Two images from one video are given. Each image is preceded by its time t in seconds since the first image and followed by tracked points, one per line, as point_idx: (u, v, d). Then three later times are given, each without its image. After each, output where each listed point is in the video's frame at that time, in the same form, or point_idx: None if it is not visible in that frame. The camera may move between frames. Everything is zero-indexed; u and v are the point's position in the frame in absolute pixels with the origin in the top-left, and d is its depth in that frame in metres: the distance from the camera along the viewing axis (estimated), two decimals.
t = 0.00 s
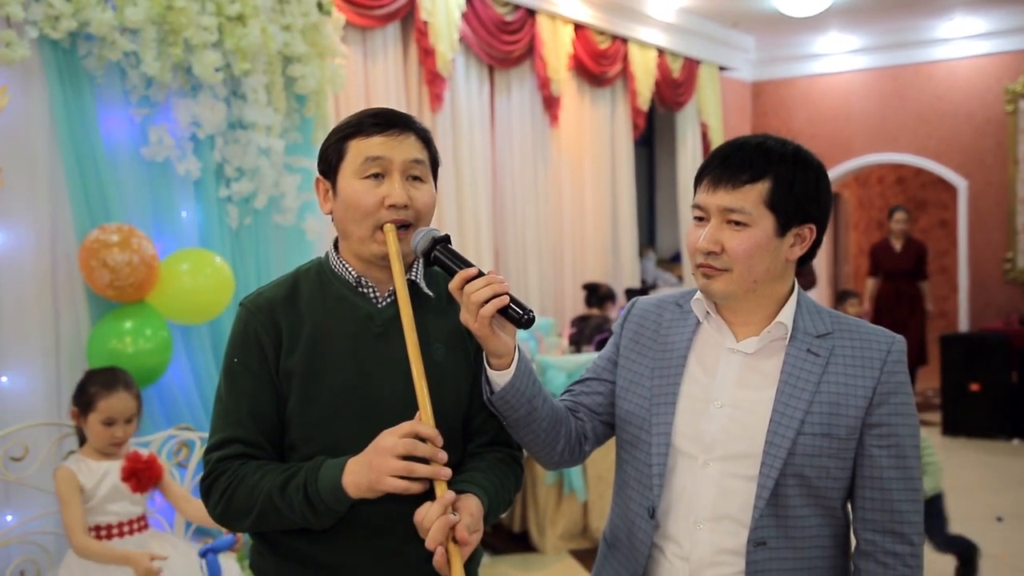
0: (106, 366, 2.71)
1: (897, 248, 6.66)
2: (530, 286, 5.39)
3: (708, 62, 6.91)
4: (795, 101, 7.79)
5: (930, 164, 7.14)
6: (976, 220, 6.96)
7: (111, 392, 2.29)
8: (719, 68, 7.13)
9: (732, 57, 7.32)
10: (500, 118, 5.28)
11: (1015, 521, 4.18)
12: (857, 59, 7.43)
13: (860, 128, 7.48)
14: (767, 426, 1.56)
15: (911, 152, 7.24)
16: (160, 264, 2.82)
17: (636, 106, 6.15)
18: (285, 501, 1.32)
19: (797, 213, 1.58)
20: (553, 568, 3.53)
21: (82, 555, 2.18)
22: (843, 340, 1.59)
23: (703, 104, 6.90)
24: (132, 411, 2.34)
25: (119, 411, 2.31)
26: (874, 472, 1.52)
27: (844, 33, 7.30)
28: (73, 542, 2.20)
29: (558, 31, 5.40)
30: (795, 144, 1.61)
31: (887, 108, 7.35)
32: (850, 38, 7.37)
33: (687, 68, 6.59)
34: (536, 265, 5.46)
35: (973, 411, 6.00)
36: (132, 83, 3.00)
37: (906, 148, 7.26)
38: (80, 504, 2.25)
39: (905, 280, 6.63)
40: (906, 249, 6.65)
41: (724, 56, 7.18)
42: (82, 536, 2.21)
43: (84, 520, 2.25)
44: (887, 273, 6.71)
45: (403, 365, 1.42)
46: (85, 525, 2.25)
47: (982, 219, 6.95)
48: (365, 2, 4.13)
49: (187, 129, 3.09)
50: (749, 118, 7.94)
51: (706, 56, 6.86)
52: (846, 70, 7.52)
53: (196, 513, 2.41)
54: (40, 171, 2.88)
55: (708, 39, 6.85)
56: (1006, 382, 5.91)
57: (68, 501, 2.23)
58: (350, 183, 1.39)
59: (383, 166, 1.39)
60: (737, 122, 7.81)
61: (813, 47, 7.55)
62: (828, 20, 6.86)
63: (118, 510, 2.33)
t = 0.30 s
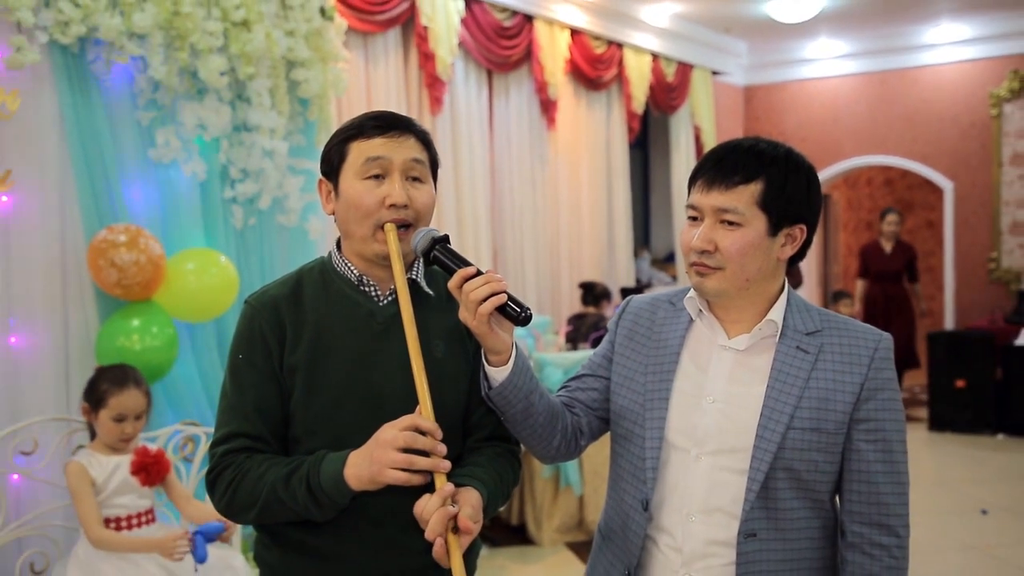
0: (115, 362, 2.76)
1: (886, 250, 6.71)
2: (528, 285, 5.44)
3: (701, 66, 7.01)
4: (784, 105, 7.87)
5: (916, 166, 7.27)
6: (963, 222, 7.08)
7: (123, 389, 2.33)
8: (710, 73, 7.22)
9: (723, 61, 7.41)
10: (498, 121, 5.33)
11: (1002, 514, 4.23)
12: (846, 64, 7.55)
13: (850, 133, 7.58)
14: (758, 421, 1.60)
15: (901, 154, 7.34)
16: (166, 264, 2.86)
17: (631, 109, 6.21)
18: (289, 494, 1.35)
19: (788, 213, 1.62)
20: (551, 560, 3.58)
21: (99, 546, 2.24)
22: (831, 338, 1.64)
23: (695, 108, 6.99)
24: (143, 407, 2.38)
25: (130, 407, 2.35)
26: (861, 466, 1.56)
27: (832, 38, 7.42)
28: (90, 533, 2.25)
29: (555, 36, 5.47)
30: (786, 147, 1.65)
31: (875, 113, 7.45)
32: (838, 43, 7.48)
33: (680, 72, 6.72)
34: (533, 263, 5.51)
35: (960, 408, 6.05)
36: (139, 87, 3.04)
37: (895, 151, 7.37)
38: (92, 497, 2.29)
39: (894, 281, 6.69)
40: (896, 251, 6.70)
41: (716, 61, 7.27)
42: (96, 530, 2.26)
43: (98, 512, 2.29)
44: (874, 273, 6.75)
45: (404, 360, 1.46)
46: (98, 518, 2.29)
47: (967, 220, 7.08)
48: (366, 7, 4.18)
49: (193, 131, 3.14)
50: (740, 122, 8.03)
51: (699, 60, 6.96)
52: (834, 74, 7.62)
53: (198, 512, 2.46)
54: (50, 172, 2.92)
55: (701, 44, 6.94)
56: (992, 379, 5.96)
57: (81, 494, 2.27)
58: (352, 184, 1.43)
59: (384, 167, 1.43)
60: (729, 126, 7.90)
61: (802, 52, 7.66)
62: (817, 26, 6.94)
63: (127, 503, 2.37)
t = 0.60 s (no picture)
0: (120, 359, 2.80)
1: (875, 249, 6.79)
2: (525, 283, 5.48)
3: (694, 69, 7.06)
4: (774, 108, 7.99)
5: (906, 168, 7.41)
6: (949, 225, 7.25)
7: (130, 384, 2.37)
8: (703, 76, 7.27)
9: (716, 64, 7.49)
10: (496, 123, 5.37)
11: (989, 507, 4.28)
12: (836, 67, 7.68)
13: (838, 134, 7.72)
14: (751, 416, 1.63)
15: (888, 156, 7.49)
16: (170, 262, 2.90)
17: (625, 112, 6.26)
18: (291, 488, 1.37)
19: (781, 214, 1.66)
20: (548, 552, 3.63)
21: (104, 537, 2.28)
22: (822, 336, 1.67)
23: (689, 112, 7.02)
24: (150, 403, 2.42)
25: (138, 402, 2.39)
26: (851, 460, 1.59)
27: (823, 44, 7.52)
28: (96, 525, 2.28)
29: (551, 39, 5.52)
30: (780, 149, 1.69)
31: (865, 115, 7.59)
32: (829, 48, 7.61)
33: (674, 76, 6.76)
34: (530, 261, 5.55)
35: (947, 402, 6.13)
36: (144, 89, 3.08)
37: (883, 152, 7.52)
38: (98, 490, 2.33)
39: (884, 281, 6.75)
40: (885, 250, 6.77)
41: (710, 64, 7.35)
42: (102, 522, 2.29)
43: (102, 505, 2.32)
44: (864, 273, 6.82)
45: (404, 357, 1.47)
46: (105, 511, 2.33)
47: (954, 224, 7.23)
48: (368, 11, 4.22)
49: (197, 133, 3.18)
50: (732, 125, 8.12)
51: (693, 64, 7.02)
52: (826, 77, 7.75)
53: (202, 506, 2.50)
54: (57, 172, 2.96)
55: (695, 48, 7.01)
56: (977, 374, 6.03)
57: (87, 488, 2.31)
58: (353, 184, 1.44)
59: (385, 167, 1.44)
60: (722, 129, 7.98)
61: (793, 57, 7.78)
62: (807, 30, 6.99)
63: (133, 497, 2.41)
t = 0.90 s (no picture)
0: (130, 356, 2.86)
1: (856, 249, 6.85)
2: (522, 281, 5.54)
3: (686, 74, 7.12)
4: (765, 112, 8.08)
5: (892, 169, 7.49)
6: (933, 226, 7.33)
7: (138, 378, 2.43)
8: (696, 80, 7.33)
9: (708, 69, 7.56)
10: (494, 126, 5.42)
11: (972, 498, 4.34)
12: (825, 73, 7.75)
13: (827, 137, 7.80)
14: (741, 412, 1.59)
15: (872, 158, 7.58)
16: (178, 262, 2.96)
17: (620, 115, 6.32)
18: (296, 480, 1.34)
19: (772, 213, 1.61)
20: (544, 542, 3.68)
21: (111, 525, 2.34)
22: (812, 334, 1.62)
23: (682, 115, 7.11)
24: (157, 396, 2.48)
25: (145, 395, 2.45)
26: (840, 454, 1.55)
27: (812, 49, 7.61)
28: (103, 514, 2.35)
29: (549, 45, 5.57)
30: (771, 151, 1.64)
31: (852, 118, 7.66)
32: (818, 53, 7.68)
33: (667, 80, 6.83)
34: (528, 259, 5.61)
35: (931, 397, 6.22)
36: (153, 93, 3.14)
37: (868, 154, 7.60)
38: (107, 482, 2.39)
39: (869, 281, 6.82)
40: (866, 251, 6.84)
41: (702, 68, 7.41)
42: (108, 511, 2.35)
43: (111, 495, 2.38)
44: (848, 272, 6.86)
45: (408, 352, 1.45)
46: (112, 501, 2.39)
47: (939, 222, 7.30)
48: (368, 17, 4.27)
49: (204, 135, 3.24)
50: (724, 128, 8.21)
51: (685, 68, 7.09)
52: (814, 83, 7.82)
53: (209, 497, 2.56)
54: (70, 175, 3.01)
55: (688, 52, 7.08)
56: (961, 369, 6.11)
57: (96, 478, 2.37)
58: (356, 185, 1.44)
59: (387, 169, 1.44)
60: (714, 131, 8.07)
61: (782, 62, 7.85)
62: (798, 36, 7.05)
63: (141, 488, 2.47)
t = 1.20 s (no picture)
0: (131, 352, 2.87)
1: (852, 247, 6.87)
2: (521, 278, 5.56)
3: (683, 74, 7.14)
4: (761, 112, 8.10)
5: (886, 169, 7.51)
6: (928, 225, 7.35)
7: (137, 375, 2.44)
8: (692, 80, 7.35)
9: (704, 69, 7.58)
10: (492, 125, 5.44)
11: (963, 494, 4.37)
12: (820, 73, 7.78)
13: (821, 137, 7.83)
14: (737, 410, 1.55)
15: (868, 158, 7.60)
16: (179, 259, 2.98)
17: (617, 114, 6.33)
18: (296, 476, 1.35)
19: (769, 212, 1.55)
20: (542, 538, 3.70)
21: (106, 525, 2.35)
22: (808, 332, 1.58)
23: (679, 114, 7.13)
24: (157, 393, 2.49)
25: (145, 392, 2.46)
26: (835, 451, 1.52)
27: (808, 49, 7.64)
28: (99, 513, 2.36)
29: (547, 45, 5.58)
30: (767, 151, 1.58)
31: (847, 118, 7.69)
32: (812, 53, 7.72)
33: (664, 80, 6.85)
34: (526, 258, 5.63)
35: (925, 394, 6.25)
36: (154, 93, 3.16)
37: (863, 154, 7.63)
38: (106, 479, 2.40)
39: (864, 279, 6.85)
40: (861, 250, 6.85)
41: (699, 68, 7.43)
42: (105, 508, 2.37)
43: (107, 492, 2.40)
44: (844, 272, 6.87)
45: (407, 350, 1.46)
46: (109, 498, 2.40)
47: (933, 220, 7.31)
48: (367, 17, 4.29)
49: (204, 135, 3.26)
50: (720, 128, 8.24)
51: (682, 69, 7.10)
52: (810, 83, 7.84)
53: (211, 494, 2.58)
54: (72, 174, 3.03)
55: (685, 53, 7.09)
56: (953, 368, 6.16)
57: (95, 475, 2.38)
58: (357, 184, 1.45)
59: (388, 168, 1.45)
60: (709, 131, 8.10)
61: (778, 62, 7.88)
62: (793, 37, 7.07)
63: (141, 484, 2.48)
